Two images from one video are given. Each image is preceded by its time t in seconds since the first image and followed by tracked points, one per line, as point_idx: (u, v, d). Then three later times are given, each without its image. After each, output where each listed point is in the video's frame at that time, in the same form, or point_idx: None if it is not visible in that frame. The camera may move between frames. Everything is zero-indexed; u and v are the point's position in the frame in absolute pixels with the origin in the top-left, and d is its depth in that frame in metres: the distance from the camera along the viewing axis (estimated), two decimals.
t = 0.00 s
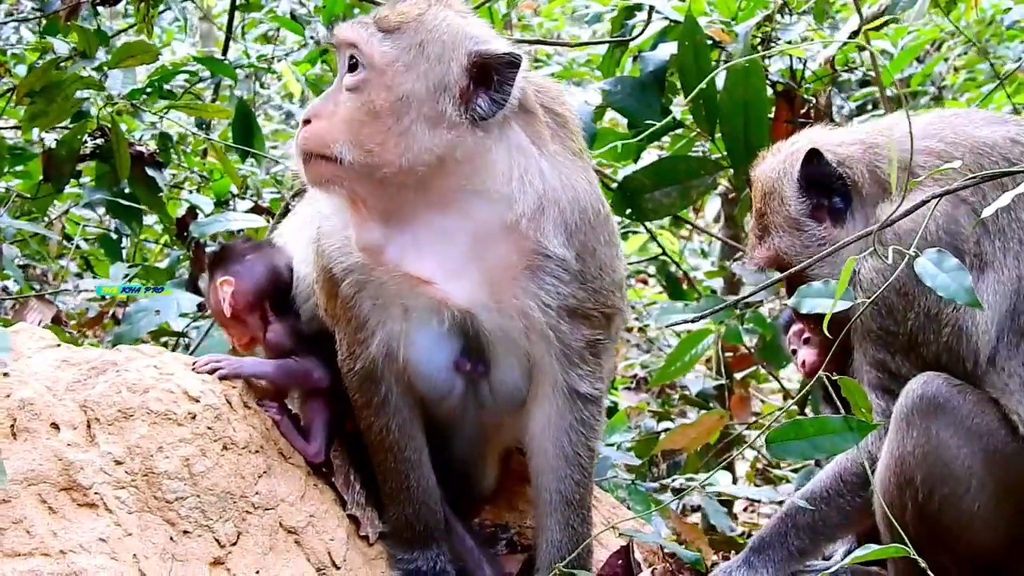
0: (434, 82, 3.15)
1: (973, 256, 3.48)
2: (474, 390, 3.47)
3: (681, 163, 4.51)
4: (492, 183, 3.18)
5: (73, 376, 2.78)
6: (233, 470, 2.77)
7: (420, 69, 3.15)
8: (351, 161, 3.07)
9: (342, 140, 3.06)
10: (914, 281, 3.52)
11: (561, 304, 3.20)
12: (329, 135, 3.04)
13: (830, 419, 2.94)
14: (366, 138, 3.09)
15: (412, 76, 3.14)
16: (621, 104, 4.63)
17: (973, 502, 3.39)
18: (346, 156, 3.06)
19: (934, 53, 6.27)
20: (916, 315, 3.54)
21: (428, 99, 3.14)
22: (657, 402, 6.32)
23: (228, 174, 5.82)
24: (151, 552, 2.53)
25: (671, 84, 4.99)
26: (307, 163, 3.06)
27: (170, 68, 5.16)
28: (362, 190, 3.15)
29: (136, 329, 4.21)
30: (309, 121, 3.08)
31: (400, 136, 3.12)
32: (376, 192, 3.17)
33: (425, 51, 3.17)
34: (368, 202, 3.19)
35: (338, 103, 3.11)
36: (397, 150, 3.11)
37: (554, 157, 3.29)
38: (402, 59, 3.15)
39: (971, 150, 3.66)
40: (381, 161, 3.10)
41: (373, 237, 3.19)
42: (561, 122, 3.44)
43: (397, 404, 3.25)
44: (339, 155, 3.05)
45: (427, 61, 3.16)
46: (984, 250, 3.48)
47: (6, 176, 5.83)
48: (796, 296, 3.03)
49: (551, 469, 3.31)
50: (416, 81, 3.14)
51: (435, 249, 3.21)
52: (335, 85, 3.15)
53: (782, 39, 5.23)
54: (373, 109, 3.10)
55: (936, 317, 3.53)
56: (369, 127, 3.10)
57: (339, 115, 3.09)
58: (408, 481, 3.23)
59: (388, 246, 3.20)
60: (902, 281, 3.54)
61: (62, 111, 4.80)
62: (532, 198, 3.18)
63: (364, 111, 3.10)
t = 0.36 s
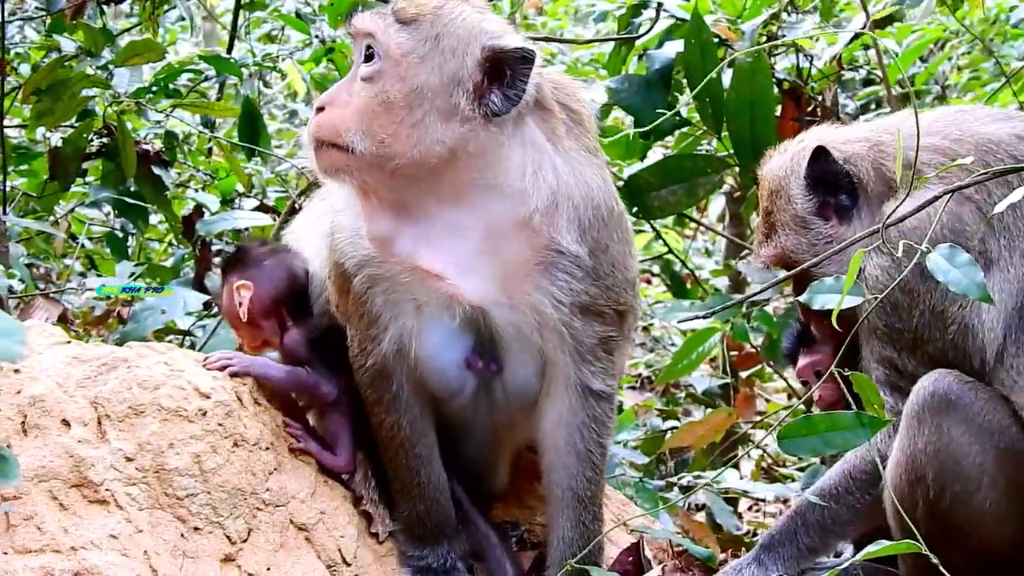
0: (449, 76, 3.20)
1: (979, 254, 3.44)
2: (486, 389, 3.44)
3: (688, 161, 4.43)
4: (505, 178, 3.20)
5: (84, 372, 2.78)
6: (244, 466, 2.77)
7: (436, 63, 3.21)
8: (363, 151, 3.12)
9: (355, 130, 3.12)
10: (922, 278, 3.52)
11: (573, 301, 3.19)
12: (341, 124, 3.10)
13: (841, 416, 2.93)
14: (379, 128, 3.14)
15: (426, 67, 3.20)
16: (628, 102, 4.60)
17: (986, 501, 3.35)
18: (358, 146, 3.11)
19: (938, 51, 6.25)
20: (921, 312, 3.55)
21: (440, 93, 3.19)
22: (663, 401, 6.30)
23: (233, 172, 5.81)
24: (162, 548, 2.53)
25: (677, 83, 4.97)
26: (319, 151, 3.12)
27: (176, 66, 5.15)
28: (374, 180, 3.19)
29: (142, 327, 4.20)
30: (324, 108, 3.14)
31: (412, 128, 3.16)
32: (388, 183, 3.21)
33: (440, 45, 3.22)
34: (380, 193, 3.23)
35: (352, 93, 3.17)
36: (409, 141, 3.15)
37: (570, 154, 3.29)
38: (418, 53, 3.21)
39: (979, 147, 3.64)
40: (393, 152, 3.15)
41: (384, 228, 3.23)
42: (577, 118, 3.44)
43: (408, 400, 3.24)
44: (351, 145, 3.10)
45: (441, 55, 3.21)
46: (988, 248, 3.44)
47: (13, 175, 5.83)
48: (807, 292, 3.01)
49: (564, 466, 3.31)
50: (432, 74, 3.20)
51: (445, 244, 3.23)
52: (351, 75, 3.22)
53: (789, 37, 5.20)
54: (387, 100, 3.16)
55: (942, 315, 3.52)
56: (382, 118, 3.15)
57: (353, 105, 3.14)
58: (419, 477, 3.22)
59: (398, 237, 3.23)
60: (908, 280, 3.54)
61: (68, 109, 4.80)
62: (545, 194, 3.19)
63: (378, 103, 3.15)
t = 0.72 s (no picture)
0: (461, 73, 3.18)
1: (983, 253, 3.42)
2: (497, 388, 3.42)
3: (696, 161, 4.39)
4: (516, 177, 3.19)
5: (93, 371, 2.78)
6: (252, 466, 2.76)
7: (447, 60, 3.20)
8: (374, 146, 3.10)
9: (366, 125, 3.10)
10: (929, 278, 3.50)
11: (583, 301, 3.18)
12: (353, 118, 3.08)
13: (851, 415, 2.91)
14: (390, 124, 3.12)
15: (439, 65, 3.18)
16: (635, 102, 4.59)
17: (994, 501, 3.31)
18: (369, 140, 3.09)
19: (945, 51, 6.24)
20: (925, 311, 3.53)
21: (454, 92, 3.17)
22: (670, 401, 6.28)
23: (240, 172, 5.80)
24: (171, 548, 2.52)
25: (685, 82, 4.94)
26: (329, 145, 3.09)
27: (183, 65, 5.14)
28: (383, 176, 3.16)
29: (149, 327, 4.19)
30: (335, 101, 3.12)
31: (424, 125, 3.14)
32: (398, 180, 3.18)
33: (452, 42, 3.21)
34: (390, 188, 3.20)
35: (364, 88, 3.16)
36: (420, 137, 3.13)
37: (581, 154, 3.29)
38: (432, 49, 3.20)
39: (986, 146, 3.61)
40: (403, 148, 3.12)
41: (394, 224, 3.21)
42: (589, 119, 3.44)
43: (418, 399, 3.24)
44: (362, 140, 3.09)
45: (453, 52, 3.20)
46: (993, 247, 3.42)
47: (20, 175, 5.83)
48: (816, 291, 3.00)
49: (574, 467, 3.29)
50: (444, 71, 3.18)
51: (456, 243, 3.21)
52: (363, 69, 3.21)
53: (796, 36, 5.18)
54: (399, 96, 3.14)
55: (946, 314, 3.51)
56: (393, 113, 3.13)
57: (364, 99, 3.13)
58: (430, 478, 3.22)
59: (409, 234, 3.21)
60: (914, 279, 3.52)
61: (75, 109, 4.80)
62: (556, 193, 3.18)
63: (390, 98, 3.14)
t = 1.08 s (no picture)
0: (468, 72, 3.18)
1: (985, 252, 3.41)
2: (500, 387, 3.42)
3: (697, 161, 4.36)
4: (520, 177, 3.18)
5: (96, 372, 2.78)
6: (256, 466, 2.76)
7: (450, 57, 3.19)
8: (379, 141, 3.08)
9: (372, 120, 3.08)
10: (930, 278, 3.49)
11: (584, 302, 3.18)
12: (360, 113, 3.07)
13: (855, 415, 2.90)
14: (396, 120, 3.11)
15: (447, 62, 3.18)
16: (637, 103, 4.57)
17: (996, 500, 3.30)
18: (374, 136, 3.08)
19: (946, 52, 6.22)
20: (927, 312, 3.52)
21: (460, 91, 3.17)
22: (672, 402, 6.27)
23: (241, 173, 5.79)
24: (175, 548, 2.52)
25: (686, 83, 4.91)
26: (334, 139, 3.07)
27: (185, 67, 5.13)
28: (387, 172, 3.15)
29: (151, 328, 4.19)
30: (341, 94, 3.10)
31: (430, 122, 3.13)
32: (402, 176, 3.16)
33: (460, 40, 3.21)
34: (393, 184, 3.19)
35: (370, 82, 3.14)
36: (426, 134, 3.13)
37: (586, 155, 3.28)
38: (440, 47, 3.19)
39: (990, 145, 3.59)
40: (409, 145, 3.11)
41: (397, 222, 3.21)
42: (594, 121, 3.43)
43: (420, 400, 3.24)
44: (368, 135, 3.07)
45: (460, 51, 3.20)
46: (995, 246, 3.41)
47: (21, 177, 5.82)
48: (820, 290, 2.99)
49: (577, 467, 3.29)
50: (450, 70, 3.17)
51: (457, 242, 3.20)
52: (371, 63, 3.19)
53: (798, 38, 5.17)
54: (406, 92, 3.13)
55: (948, 314, 3.50)
56: (400, 109, 3.12)
57: (372, 92, 3.11)
58: (433, 478, 3.21)
59: (412, 231, 3.21)
60: (917, 279, 3.51)
61: (77, 110, 4.81)
62: (558, 194, 3.17)
63: (397, 93, 3.12)
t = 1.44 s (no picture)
0: (468, 70, 3.19)
1: (986, 252, 3.41)
2: (495, 388, 3.43)
3: (697, 163, 4.33)
4: (516, 178, 3.17)
5: (99, 372, 2.78)
6: (259, 466, 2.76)
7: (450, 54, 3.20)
8: (376, 134, 3.08)
9: (370, 111, 3.08)
10: (930, 275, 3.49)
11: (578, 303, 3.17)
12: (358, 104, 3.06)
13: (858, 414, 2.90)
14: (394, 114, 3.12)
15: (450, 59, 3.19)
16: (638, 104, 4.57)
17: (997, 498, 3.30)
18: (371, 128, 3.07)
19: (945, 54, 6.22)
20: (928, 310, 3.51)
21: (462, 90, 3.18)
22: (671, 404, 6.26)
23: (241, 175, 5.79)
24: (177, 548, 2.52)
25: (686, 84, 4.91)
26: (330, 129, 3.06)
27: (185, 68, 5.12)
28: (382, 164, 3.15)
29: (151, 329, 4.18)
30: (340, 84, 3.11)
31: (428, 118, 3.14)
32: (396, 169, 3.16)
33: (464, 38, 3.21)
34: (388, 177, 3.19)
35: (370, 74, 3.14)
36: (424, 130, 3.13)
37: (581, 158, 3.26)
38: (444, 43, 3.20)
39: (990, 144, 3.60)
40: (405, 138, 3.12)
41: (391, 217, 3.20)
42: (590, 123, 3.42)
43: (418, 401, 3.24)
44: (365, 127, 3.07)
45: (464, 48, 3.21)
46: (995, 245, 3.42)
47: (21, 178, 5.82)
48: (822, 289, 2.98)
49: (574, 468, 3.28)
50: (452, 68, 3.19)
51: (451, 239, 3.20)
52: (371, 55, 3.19)
53: (797, 39, 5.17)
54: (406, 86, 3.14)
55: (948, 313, 3.49)
56: (399, 103, 3.12)
57: (371, 84, 3.11)
58: (432, 479, 3.21)
59: (407, 227, 3.20)
60: (919, 279, 3.50)
61: (77, 111, 4.82)
62: (553, 195, 3.16)
63: (396, 87, 3.13)
